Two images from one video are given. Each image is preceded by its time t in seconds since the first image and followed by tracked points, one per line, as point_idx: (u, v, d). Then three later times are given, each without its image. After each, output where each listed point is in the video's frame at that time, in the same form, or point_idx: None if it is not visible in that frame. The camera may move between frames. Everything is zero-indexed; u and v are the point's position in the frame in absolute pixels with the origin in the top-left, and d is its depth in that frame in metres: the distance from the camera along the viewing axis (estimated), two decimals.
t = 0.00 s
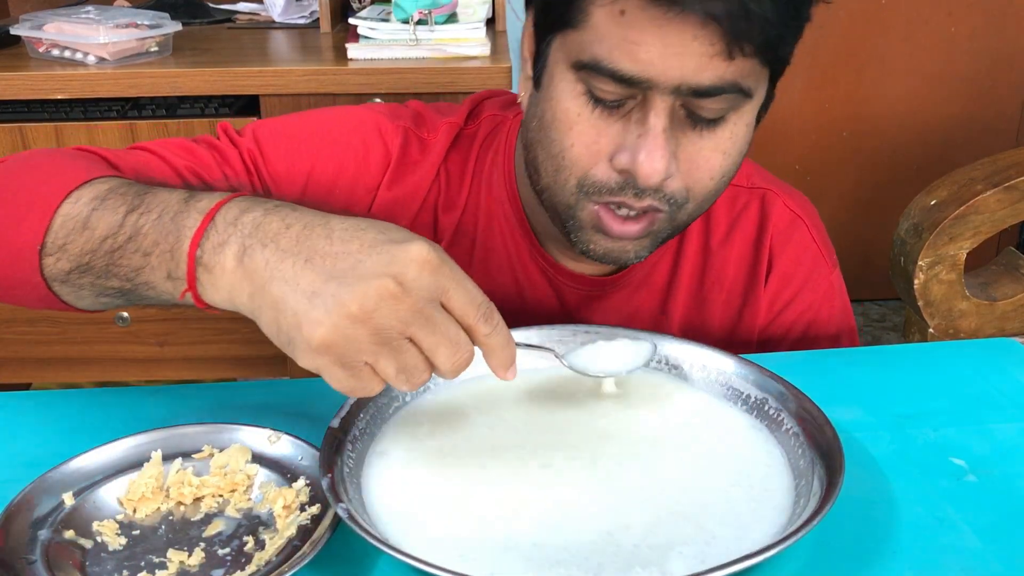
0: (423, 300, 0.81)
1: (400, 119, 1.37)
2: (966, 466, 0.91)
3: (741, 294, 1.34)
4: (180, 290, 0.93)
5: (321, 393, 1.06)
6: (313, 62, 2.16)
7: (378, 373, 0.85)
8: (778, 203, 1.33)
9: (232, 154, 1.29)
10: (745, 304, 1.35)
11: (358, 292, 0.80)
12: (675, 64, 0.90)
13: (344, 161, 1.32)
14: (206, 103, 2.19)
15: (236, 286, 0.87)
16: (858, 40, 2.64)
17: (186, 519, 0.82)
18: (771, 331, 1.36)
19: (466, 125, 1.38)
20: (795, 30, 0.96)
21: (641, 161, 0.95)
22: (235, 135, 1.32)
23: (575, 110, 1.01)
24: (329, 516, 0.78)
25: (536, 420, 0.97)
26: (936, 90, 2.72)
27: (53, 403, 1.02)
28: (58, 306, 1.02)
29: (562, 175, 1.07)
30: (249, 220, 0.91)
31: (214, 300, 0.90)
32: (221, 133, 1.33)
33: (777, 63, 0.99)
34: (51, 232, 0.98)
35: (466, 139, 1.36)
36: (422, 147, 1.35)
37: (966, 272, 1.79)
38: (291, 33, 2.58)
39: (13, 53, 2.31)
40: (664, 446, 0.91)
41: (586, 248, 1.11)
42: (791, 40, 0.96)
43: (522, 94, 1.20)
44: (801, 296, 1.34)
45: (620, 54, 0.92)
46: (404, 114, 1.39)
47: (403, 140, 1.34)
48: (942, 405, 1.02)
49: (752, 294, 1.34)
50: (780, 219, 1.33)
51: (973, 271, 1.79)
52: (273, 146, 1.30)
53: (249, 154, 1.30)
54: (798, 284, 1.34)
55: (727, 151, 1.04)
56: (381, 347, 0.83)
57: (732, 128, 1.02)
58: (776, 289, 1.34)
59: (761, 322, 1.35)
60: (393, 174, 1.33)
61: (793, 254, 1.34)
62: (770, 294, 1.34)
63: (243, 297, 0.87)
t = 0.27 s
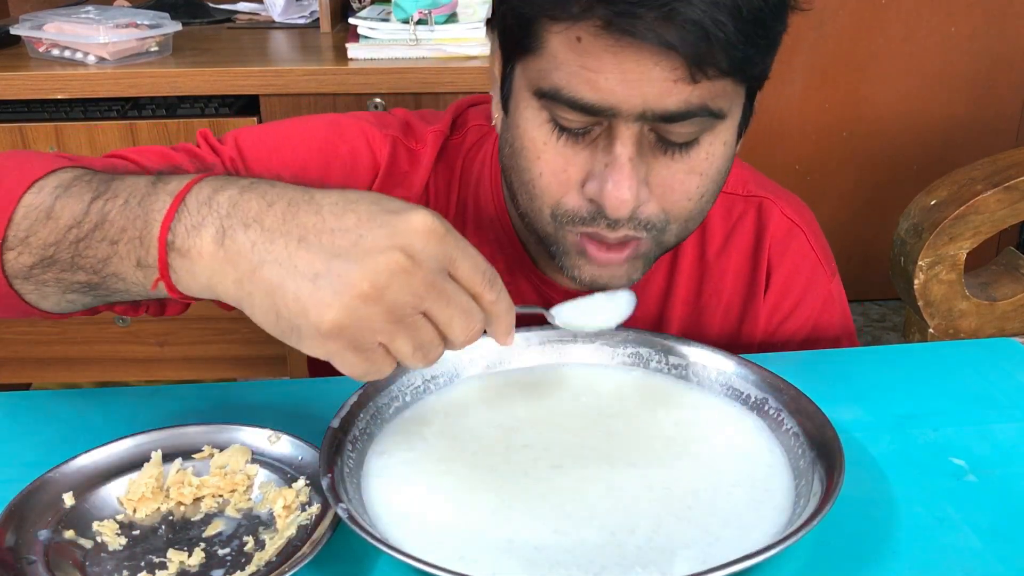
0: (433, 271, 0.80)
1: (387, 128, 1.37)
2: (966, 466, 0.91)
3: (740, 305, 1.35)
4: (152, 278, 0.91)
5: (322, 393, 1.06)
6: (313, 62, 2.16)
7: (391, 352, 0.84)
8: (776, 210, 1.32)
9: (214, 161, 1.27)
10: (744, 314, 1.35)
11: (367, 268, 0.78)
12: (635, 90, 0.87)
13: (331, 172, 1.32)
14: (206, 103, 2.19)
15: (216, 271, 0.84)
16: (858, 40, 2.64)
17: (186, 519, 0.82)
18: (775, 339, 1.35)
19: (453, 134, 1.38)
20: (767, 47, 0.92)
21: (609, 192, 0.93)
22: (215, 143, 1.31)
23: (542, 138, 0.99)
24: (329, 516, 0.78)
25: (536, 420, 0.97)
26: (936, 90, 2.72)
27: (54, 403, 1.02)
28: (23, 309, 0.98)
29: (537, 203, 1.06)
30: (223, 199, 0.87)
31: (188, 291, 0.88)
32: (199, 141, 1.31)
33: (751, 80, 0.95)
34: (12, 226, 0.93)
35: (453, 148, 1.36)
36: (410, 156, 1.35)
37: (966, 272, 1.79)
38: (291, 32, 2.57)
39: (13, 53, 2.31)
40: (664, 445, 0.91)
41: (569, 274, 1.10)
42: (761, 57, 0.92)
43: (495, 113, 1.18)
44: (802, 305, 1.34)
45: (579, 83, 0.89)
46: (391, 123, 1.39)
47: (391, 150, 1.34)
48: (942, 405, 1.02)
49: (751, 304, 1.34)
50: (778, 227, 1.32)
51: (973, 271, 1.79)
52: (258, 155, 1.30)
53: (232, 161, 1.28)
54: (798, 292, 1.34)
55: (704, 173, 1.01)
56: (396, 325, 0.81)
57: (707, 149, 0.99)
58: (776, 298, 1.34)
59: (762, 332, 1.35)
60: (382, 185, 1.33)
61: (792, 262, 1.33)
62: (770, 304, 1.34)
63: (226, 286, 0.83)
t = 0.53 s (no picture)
0: (435, 243, 0.82)
1: (374, 136, 1.36)
2: (966, 466, 0.91)
3: (739, 311, 1.35)
4: (133, 268, 0.90)
5: (322, 394, 1.06)
6: (313, 62, 2.16)
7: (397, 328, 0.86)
8: (771, 216, 1.31)
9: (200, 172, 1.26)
10: (743, 320, 1.35)
11: (370, 243, 0.80)
12: (606, 100, 0.86)
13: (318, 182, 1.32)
14: (206, 103, 2.18)
15: (203, 253, 0.84)
16: (858, 40, 2.64)
17: (185, 519, 0.82)
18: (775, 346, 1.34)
19: (439, 141, 1.37)
20: (742, 44, 0.91)
21: (583, 212, 0.94)
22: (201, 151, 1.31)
23: (513, 159, 0.98)
24: (329, 516, 0.78)
25: (536, 420, 0.97)
26: (936, 90, 2.72)
27: (54, 404, 1.02)
28: None
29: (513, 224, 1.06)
30: (205, 180, 0.88)
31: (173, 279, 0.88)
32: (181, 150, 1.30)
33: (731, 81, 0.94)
34: None
35: (441, 156, 1.36)
36: (398, 165, 1.34)
37: (967, 273, 1.79)
38: (291, 33, 2.57)
39: (13, 53, 2.31)
40: (664, 446, 0.91)
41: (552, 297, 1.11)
42: (737, 56, 0.92)
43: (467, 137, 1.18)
44: (801, 311, 1.33)
45: (547, 95, 0.89)
46: (379, 131, 1.38)
47: (378, 159, 1.33)
48: (942, 406, 1.02)
49: (749, 310, 1.34)
50: (774, 234, 1.32)
51: (973, 271, 1.79)
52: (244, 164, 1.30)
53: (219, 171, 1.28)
54: (796, 298, 1.33)
55: (683, 185, 1.00)
56: (402, 300, 0.83)
57: (685, 159, 0.98)
58: (774, 304, 1.33)
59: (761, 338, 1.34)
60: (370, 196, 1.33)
61: (789, 268, 1.33)
62: (768, 310, 1.33)
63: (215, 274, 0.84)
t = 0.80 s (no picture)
0: (421, 224, 0.81)
1: (367, 139, 1.36)
2: (966, 466, 0.91)
3: (738, 314, 1.35)
4: (110, 254, 0.91)
5: (322, 394, 1.06)
6: (312, 63, 2.16)
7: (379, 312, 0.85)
8: (768, 218, 1.31)
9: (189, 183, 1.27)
10: (741, 322, 1.35)
11: (354, 219, 0.79)
12: (563, 135, 0.86)
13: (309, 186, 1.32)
14: (206, 103, 2.18)
15: (183, 235, 0.84)
16: (858, 40, 2.64)
17: (186, 519, 0.82)
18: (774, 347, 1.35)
19: (430, 143, 1.37)
20: (699, 76, 0.92)
21: (550, 242, 0.94)
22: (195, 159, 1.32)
23: (483, 186, 0.99)
24: (329, 515, 0.78)
25: (537, 420, 0.97)
26: (936, 90, 2.72)
27: (54, 403, 1.02)
28: None
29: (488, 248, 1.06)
30: (185, 162, 0.89)
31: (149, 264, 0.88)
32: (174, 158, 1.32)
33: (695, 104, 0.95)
34: None
35: (432, 158, 1.35)
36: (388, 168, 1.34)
37: (967, 272, 1.79)
38: (291, 33, 2.57)
39: (13, 53, 2.31)
40: (665, 446, 0.91)
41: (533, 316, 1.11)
42: (696, 81, 0.92)
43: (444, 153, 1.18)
44: (800, 312, 1.33)
45: (506, 130, 0.89)
46: (371, 134, 1.38)
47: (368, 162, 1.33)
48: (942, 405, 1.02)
49: (750, 312, 1.34)
50: (772, 236, 1.31)
51: (973, 271, 1.79)
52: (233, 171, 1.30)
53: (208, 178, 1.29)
54: (795, 299, 1.33)
55: (653, 208, 1.00)
56: (384, 281, 0.82)
57: (654, 181, 0.98)
58: (773, 306, 1.33)
59: (761, 340, 1.34)
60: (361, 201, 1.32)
61: (787, 269, 1.33)
62: (767, 312, 1.33)
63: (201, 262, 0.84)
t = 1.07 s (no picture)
0: (340, 240, 0.73)
1: (361, 142, 1.36)
2: (966, 467, 0.91)
3: (736, 314, 1.35)
4: (54, 275, 0.89)
5: (321, 393, 1.06)
6: (312, 62, 2.16)
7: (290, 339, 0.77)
8: (766, 218, 1.31)
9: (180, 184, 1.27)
10: (740, 323, 1.35)
11: (260, 231, 0.73)
12: (561, 122, 0.87)
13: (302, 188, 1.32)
14: (206, 103, 2.18)
15: (113, 256, 0.82)
16: (858, 41, 2.64)
17: (186, 519, 0.82)
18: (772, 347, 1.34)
19: (425, 144, 1.37)
20: (694, 55, 0.92)
21: (551, 232, 0.93)
22: (181, 163, 1.35)
23: (480, 178, 0.99)
24: (329, 516, 0.78)
25: (537, 420, 0.97)
26: (936, 90, 2.72)
27: (54, 403, 1.02)
28: None
29: (486, 241, 1.06)
30: (131, 185, 0.88)
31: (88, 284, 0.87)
32: (164, 161, 1.36)
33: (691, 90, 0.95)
34: None
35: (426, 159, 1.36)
36: (384, 170, 1.34)
37: (967, 273, 1.79)
38: (291, 33, 2.57)
39: (13, 53, 2.31)
40: (665, 446, 0.91)
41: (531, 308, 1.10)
42: (691, 67, 0.93)
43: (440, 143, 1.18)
44: (798, 312, 1.33)
45: (502, 119, 0.89)
46: (365, 136, 1.39)
47: (364, 164, 1.34)
48: (942, 405, 1.02)
49: (748, 312, 1.34)
50: (769, 236, 1.31)
51: (973, 271, 1.79)
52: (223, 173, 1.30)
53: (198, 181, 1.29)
54: (794, 299, 1.33)
55: (652, 195, 1.00)
56: (292, 298, 0.75)
57: (652, 169, 0.98)
58: (771, 306, 1.33)
59: (759, 340, 1.34)
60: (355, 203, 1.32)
61: (786, 269, 1.33)
62: (765, 312, 1.33)
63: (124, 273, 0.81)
